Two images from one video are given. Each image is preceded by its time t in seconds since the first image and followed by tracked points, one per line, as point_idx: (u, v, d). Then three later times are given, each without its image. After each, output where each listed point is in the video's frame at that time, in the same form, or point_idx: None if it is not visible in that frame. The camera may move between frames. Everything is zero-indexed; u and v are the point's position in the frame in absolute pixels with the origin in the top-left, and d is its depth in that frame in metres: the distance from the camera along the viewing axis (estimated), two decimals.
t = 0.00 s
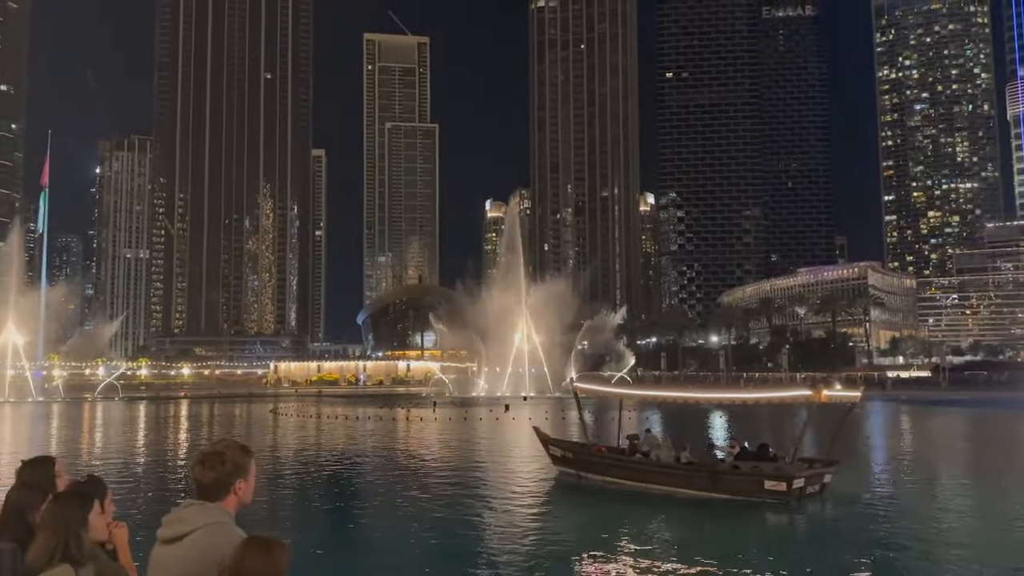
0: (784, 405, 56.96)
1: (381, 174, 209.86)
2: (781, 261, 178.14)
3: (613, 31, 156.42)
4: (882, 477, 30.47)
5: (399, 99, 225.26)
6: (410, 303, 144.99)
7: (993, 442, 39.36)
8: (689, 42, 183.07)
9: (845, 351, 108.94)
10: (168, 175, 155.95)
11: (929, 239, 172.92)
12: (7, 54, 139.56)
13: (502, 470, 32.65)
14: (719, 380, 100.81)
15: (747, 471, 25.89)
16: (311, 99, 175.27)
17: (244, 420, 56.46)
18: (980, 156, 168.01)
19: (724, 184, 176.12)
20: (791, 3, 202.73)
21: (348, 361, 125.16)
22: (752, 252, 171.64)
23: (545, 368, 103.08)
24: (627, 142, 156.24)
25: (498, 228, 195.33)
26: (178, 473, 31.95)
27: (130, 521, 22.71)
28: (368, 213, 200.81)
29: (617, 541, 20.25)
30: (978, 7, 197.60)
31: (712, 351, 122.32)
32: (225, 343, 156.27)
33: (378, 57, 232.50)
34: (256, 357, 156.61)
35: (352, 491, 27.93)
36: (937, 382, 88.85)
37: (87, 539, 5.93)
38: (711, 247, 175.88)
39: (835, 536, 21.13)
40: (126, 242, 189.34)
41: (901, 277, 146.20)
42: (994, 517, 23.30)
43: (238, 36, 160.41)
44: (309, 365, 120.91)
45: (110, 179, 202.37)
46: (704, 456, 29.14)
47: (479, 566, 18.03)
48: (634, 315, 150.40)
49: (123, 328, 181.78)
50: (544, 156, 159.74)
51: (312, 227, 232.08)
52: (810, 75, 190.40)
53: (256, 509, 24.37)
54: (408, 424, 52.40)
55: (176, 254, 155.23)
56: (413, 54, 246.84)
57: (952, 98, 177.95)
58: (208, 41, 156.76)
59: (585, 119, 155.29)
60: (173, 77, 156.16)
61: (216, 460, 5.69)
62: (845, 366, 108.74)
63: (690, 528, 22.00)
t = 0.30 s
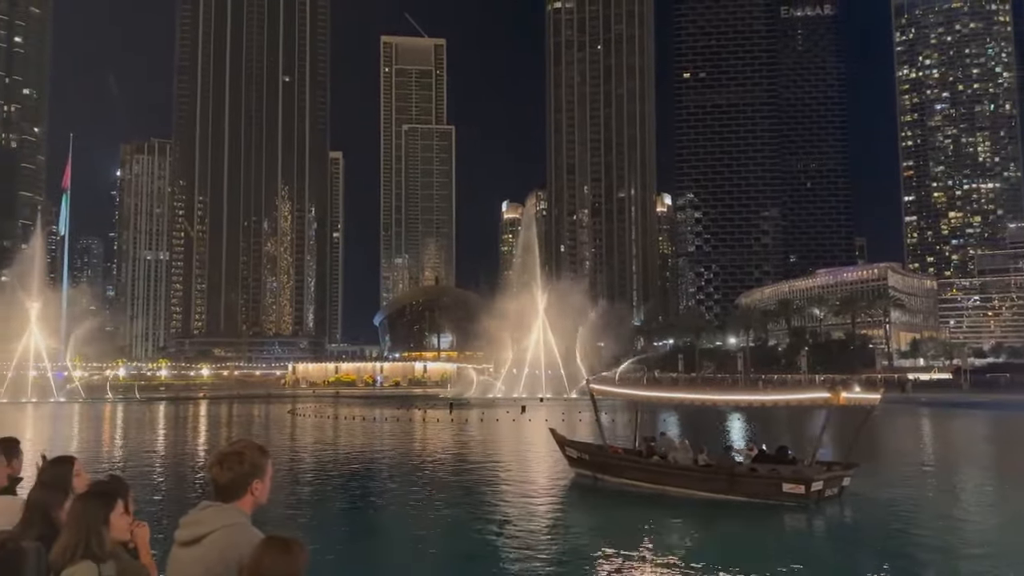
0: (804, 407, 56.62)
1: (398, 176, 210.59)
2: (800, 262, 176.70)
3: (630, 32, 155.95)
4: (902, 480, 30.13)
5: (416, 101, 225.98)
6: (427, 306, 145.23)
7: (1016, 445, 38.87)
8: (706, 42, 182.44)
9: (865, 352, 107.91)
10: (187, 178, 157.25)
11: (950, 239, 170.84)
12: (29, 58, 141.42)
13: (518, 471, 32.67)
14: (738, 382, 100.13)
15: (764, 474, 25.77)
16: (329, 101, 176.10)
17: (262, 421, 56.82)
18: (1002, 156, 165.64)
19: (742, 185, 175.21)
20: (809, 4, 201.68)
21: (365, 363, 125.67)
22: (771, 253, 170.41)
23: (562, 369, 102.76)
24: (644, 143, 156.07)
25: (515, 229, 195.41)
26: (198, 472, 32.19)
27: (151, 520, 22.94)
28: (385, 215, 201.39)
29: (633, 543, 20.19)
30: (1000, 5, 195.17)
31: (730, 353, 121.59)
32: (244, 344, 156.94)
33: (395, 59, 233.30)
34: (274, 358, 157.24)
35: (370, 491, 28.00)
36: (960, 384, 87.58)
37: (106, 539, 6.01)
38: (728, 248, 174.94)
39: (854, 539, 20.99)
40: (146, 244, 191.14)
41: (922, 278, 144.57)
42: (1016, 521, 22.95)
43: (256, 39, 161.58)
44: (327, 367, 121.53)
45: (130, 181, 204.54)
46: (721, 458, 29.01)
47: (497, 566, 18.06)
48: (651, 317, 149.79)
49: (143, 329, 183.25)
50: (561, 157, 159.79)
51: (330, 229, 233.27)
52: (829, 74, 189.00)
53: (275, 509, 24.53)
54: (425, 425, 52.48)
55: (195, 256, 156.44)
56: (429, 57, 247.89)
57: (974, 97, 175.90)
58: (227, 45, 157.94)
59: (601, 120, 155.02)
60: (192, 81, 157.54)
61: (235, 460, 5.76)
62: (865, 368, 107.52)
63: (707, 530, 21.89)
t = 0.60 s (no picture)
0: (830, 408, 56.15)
1: (420, 177, 211.25)
2: (825, 262, 175.07)
3: (653, 31, 155.36)
4: (930, 484, 29.72)
5: (438, 102, 226.75)
6: (449, 306, 145.10)
7: None
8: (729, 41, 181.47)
9: (892, 354, 106.57)
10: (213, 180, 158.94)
11: (978, 239, 168.14)
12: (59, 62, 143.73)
13: (541, 472, 32.68)
14: (763, 384, 99.35)
15: (789, 476, 25.55)
16: (352, 104, 177.11)
17: (287, 421, 57.29)
18: None
19: (766, 185, 173.96)
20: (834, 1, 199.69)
21: (388, 363, 126.16)
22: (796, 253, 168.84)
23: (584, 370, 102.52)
24: (666, 143, 155.39)
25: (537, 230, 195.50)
26: (223, 472, 32.58)
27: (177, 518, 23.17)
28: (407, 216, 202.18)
29: (657, 545, 20.09)
30: None
31: (755, 355, 120.63)
32: (268, 345, 158.34)
33: (417, 61, 234.08)
34: (298, 358, 158.46)
35: (392, 491, 28.14)
36: (989, 387, 86.04)
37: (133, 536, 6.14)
38: (753, 249, 173.81)
39: (881, 543, 20.73)
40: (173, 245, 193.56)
41: (950, 278, 142.47)
42: None
43: (281, 43, 162.90)
44: (350, 368, 122.20)
45: (157, 184, 207.21)
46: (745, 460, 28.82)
47: (520, 567, 18.07)
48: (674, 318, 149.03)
49: (169, 329, 185.56)
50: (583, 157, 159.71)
51: (353, 230, 234.53)
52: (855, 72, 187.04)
53: (299, 508, 24.70)
54: (448, 425, 52.56)
55: (221, 257, 158.16)
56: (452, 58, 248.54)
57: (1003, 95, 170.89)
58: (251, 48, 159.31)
59: (624, 121, 154.47)
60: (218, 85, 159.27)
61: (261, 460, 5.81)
62: (892, 370, 105.96)
63: (731, 533, 21.75)
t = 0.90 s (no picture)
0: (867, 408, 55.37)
1: (451, 177, 212.01)
2: (861, 260, 172.32)
3: (683, 28, 154.48)
4: (969, 486, 29.13)
5: (468, 102, 227.46)
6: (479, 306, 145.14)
7: None
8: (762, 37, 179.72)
9: (930, 353, 104.55)
10: (246, 182, 160.99)
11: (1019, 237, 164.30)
12: (97, 67, 146.54)
13: (572, 472, 32.62)
14: (797, 384, 98.13)
15: (823, 477, 25.24)
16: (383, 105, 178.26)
17: (319, 420, 57.82)
18: None
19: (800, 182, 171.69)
20: None
21: (419, 363, 126.65)
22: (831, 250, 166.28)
23: (614, 369, 102.29)
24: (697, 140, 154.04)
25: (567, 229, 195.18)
26: (258, 470, 32.96)
27: (214, 516, 23.49)
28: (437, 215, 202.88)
29: (689, 547, 19.93)
30: None
31: (788, 355, 118.83)
32: (301, 344, 159.98)
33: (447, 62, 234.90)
34: (330, 357, 159.59)
35: (424, 490, 28.25)
36: None
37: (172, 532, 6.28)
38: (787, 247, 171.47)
39: (918, 546, 20.37)
40: (208, 247, 196.35)
41: (990, 277, 139.47)
42: None
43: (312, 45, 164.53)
44: (381, 367, 122.85)
45: (192, 186, 210.47)
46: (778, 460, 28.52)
47: (553, 567, 18.04)
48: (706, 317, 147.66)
49: (204, 329, 187.91)
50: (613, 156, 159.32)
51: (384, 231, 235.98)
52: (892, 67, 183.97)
53: (332, 506, 24.96)
54: (479, 425, 52.68)
55: (255, 258, 160.15)
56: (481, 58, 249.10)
57: None
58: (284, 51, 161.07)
59: (654, 118, 153.44)
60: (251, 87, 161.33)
61: (294, 460, 5.86)
62: (930, 369, 104.00)
63: (764, 534, 21.53)
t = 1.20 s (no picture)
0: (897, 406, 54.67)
1: (476, 176, 212.48)
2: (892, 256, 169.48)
3: (710, 22, 153.50)
4: (1002, 486, 28.61)
5: (493, 100, 227.81)
6: (503, 303, 145.23)
7: None
8: (790, 31, 177.87)
9: (964, 351, 102.59)
10: (274, 181, 162.59)
11: None
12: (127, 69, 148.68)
13: (596, 470, 32.55)
14: (826, 382, 97.04)
15: (852, 476, 25.02)
16: (408, 103, 178.96)
17: (346, 417, 58.29)
18: None
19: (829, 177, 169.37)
20: None
21: (445, 360, 126.98)
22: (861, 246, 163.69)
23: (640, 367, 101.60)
24: (725, 134, 152.39)
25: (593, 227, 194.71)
26: (286, 466, 33.30)
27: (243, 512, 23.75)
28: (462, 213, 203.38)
29: (716, 546, 19.80)
30: None
31: (818, 352, 116.15)
32: (328, 342, 161.32)
33: (472, 60, 235.29)
34: (357, 355, 160.63)
35: (450, 487, 28.38)
36: None
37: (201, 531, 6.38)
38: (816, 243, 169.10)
39: (949, 546, 20.09)
40: (236, 246, 198.59)
41: None
42: None
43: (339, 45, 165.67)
44: (407, 364, 123.33)
45: (221, 185, 213.00)
46: (806, 459, 28.27)
47: (579, 566, 18.02)
48: (733, 315, 146.34)
49: (233, 328, 190.07)
50: (638, 152, 158.60)
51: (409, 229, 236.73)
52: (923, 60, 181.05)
53: (359, 503, 25.13)
54: (504, 422, 52.79)
55: (283, 257, 161.90)
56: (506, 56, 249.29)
57: None
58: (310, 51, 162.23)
59: (681, 114, 152.39)
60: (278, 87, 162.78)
61: (320, 456, 5.93)
62: (963, 367, 101.94)
63: (791, 533, 21.36)
